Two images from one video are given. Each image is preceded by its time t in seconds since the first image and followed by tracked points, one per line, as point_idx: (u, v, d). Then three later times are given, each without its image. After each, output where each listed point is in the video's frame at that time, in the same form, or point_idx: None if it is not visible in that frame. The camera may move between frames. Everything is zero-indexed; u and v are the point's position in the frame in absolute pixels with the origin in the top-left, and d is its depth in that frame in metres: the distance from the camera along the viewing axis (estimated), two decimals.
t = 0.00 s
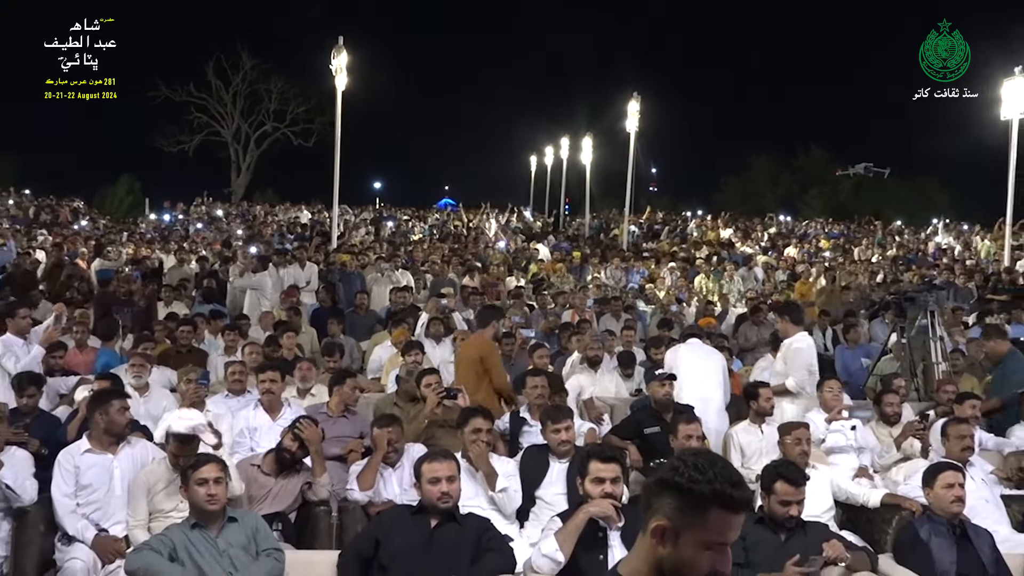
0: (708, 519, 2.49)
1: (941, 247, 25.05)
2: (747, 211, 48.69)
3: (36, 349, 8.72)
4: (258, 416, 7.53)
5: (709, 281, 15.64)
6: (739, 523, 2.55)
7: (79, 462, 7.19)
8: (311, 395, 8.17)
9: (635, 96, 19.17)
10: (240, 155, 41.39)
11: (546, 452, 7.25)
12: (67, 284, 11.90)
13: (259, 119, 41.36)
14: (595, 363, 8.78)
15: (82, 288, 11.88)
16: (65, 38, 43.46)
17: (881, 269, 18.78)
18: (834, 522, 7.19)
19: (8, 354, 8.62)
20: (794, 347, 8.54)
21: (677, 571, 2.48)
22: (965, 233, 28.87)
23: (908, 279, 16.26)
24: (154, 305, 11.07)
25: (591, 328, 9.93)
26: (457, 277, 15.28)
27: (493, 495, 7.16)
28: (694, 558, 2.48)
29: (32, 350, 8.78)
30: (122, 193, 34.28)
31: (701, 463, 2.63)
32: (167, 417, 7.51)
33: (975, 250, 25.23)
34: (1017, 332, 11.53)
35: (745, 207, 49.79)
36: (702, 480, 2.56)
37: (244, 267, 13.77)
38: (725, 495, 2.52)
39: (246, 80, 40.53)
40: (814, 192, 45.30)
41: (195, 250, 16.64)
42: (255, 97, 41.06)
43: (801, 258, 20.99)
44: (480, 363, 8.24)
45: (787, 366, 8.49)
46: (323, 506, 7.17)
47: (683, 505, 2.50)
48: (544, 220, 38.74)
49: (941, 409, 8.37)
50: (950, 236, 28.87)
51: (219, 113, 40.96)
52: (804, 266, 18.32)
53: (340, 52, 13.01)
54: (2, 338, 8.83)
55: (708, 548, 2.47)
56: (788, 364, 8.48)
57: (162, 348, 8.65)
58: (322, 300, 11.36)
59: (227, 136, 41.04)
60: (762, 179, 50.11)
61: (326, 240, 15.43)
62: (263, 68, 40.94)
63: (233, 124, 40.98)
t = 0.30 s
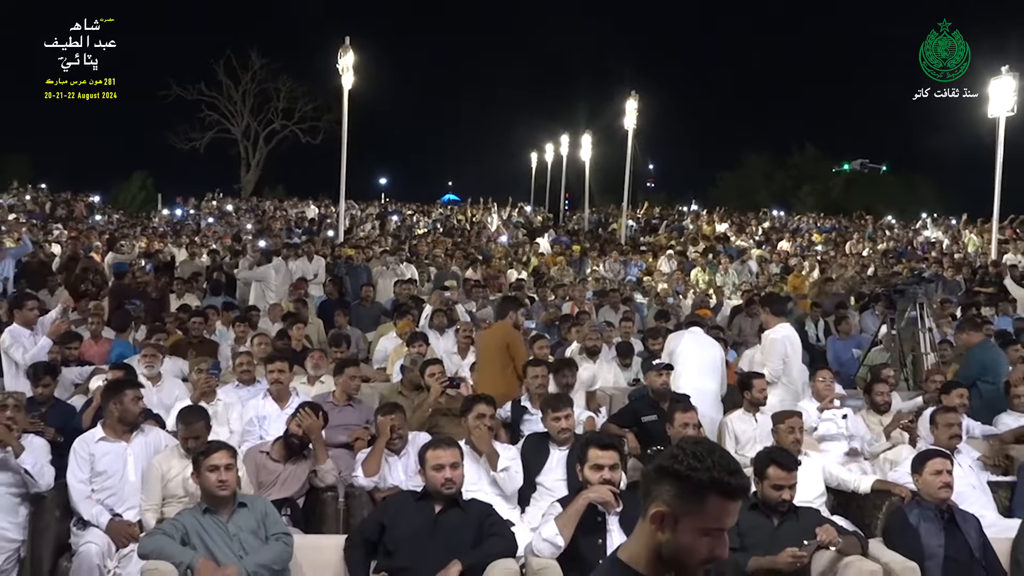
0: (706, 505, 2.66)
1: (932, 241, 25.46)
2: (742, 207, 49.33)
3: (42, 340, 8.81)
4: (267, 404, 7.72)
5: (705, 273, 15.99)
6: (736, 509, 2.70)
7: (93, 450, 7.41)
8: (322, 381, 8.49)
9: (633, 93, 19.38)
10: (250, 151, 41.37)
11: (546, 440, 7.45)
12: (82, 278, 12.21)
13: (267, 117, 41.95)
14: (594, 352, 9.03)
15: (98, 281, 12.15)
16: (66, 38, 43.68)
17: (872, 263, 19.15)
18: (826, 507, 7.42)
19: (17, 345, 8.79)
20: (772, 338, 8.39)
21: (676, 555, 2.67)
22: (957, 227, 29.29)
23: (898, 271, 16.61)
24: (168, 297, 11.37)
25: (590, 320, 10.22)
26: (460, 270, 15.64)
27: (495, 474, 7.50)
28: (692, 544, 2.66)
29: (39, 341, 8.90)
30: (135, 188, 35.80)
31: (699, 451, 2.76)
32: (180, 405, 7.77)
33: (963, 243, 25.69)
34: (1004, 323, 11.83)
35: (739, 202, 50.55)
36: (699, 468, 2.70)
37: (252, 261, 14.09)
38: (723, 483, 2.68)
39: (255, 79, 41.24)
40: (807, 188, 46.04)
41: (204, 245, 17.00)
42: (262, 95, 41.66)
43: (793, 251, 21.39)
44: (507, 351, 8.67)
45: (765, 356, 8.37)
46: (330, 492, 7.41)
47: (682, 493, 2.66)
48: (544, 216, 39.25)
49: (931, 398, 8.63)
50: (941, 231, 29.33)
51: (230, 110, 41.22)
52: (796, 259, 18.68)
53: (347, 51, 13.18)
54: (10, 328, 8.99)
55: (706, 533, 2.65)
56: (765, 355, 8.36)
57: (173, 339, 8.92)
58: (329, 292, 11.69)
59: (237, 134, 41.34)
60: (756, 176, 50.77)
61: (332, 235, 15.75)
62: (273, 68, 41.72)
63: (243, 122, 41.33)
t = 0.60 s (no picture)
0: (699, 485, 2.81)
1: (926, 231, 25.83)
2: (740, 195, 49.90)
3: (52, 323, 9.05)
4: (276, 387, 7.96)
5: (700, 259, 16.36)
6: (727, 489, 2.86)
7: (107, 430, 7.65)
8: (326, 365, 8.75)
9: (631, 85, 19.60)
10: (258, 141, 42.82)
11: (546, 420, 7.65)
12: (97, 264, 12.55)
13: (275, 107, 43.09)
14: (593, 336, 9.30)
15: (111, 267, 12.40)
16: (66, 37, 44.08)
17: (864, 251, 19.48)
18: (818, 487, 7.66)
19: (27, 328, 9.03)
20: (760, 322, 8.71)
21: (669, 535, 2.82)
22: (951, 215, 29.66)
23: (889, 259, 16.93)
24: (180, 282, 11.72)
25: (589, 305, 10.51)
26: (462, 256, 16.00)
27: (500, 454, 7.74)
28: (685, 523, 2.81)
29: (49, 324, 9.15)
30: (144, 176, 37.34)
31: (692, 434, 2.92)
32: (191, 387, 8.05)
33: (954, 231, 26.10)
34: (993, 308, 12.10)
35: (737, 191, 51.11)
36: (693, 450, 2.86)
37: (260, 248, 14.45)
38: (716, 465, 2.82)
39: (264, 70, 42.08)
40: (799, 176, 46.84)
41: (214, 233, 17.39)
42: (271, 86, 42.75)
43: (787, 239, 21.77)
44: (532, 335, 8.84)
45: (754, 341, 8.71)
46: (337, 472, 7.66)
47: (675, 474, 2.81)
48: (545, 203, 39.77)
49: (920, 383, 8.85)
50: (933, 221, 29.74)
51: (238, 101, 42.55)
52: (790, 247, 19.03)
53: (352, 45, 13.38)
54: (20, 312, 9.19)
55: (699, 513, 2.80)
56: (754, 339, 8.71)
57: (184, 324, 9.20)
58: (336, 278, 11.98)
59: (246, 123, 42.34)
60: (751, 165, 51.33)
61: (337, 222, 16.10)
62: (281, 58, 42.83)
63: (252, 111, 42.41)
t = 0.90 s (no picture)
0: (688, 470, 2.91)
1: (918, 221, 26.20)
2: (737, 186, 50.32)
3: (64, 310, 9.32)
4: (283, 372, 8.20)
5: (697, 248, 16.68)
6: (716, 474, 2.96)
7: (121, 414, 7.89)
8: (330, 352, 8.99)
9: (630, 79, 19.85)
10: (265, 133, 43.22)
11: (547, 405, 7.89)
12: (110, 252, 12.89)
13: (283, 100, 43.52)
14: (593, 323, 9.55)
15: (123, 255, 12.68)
16: (66, 37, 44.43)
17: (857, 241, 19.83)
18: (810, 469, 7.89)
19: (39, 315, 9.28)
20: (752, 307, 8.97)
21: (660, 518, 2.91)
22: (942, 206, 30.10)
23: (880, 249, 17.26)
24: (192, 270, 12.03)
25: (588, 292, 10.77)
26: (464, 244, 16.32)
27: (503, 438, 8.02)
28: (675, 507, 2.91)
29: (60, 311, 9.42)
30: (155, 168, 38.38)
31: (683, 420, 3.02)
32: (201, 372, 8.29)
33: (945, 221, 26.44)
34: (982, 295, 12.36)
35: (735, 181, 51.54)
36: (683, 436, 2.96)
37: (267, 237, 14.77)
38: (706, 450, 2.93)
39: (271, 63, 42.58)
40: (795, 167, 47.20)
41: (222, 223, 17.75)
42: (279, 80, 43.31)
43: (781, 229, 22.15)
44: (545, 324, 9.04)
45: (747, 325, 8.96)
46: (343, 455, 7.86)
47: (666, 459, 2.91)
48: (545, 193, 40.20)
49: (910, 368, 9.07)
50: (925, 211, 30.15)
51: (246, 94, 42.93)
52: (783, 236, 19.37)
53: (357, 38, 13.56)
54: (31, 299, 9.43)
55: (689, 497, 2.91)
56: (748, 324, 8.95)
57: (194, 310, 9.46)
58: (341, 266, 12.25)
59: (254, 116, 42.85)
60: (746, 156, 51.77)
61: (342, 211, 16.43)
62: (286, 53, 43.12)
63: (259, 104, 42.87)
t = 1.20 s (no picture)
0: (676, 460, 2.95)
1: (909, 216, 26.61)
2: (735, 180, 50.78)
3: (75, 301, 9.47)
4: (291, 362, 8.44)
5: (692, 242, 17.02)
6: (704, 464, 3.00)
7: (133, 402, 8.12)
8: (337, 343, 9.25)
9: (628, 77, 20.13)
10: (272, 129, 43.66)
11: (547, 393, 8.12)
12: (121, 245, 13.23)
13: (290, 96, 43.99)
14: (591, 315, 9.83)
15: (133, 248, 12.93)
16: (65, 37, 44.73)
17: (848, 234, 20.18)
18: (802, 455, 8.12)
19: (50, 306, 9.43)
20: (743, 297, 9.27)
21: (648, 506, 2.96)
22: (933, 200, 30.55)
23: (871, 242, 17.58)
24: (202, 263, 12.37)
25: (586, 284, 11.05)
26: (465, 238, 16.66)
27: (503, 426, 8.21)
28: (663, 496, 2.96)
29: (71, 302, 9.55)
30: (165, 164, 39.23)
31: (672, 410, 3.05)
32: (211, 361, 8.56)
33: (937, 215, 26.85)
34: (970, 287, 12.63)
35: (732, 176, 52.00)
36: (672, 425, 3.00)
37: (274, 230, 15.11)
38: (695, 440, 2.97)
39: (279, 60, 43.11)
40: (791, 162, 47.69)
41: (229, 217, 18.13)
42: (285, 77, 43.83)
43: (773, 222, 22.48)
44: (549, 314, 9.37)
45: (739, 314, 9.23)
46: (348, 442, 8.10)
47: (655, 449, 2.95)
48: (544, 187, 40.66)
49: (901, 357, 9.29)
50: (916, 206, 30.59)
51: (255, 91, 43.25)
52: (776, 229, 19.70)
53: (362, 36, 13.77)
54: (42, 290, 9.60)
55: (676, 487, 2.96)
56: (741, 312, 9.23)
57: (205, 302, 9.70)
58: (347, 258, 12.56)
59: (262, 112, 43.26)
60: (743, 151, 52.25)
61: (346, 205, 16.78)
62: (293, 51, 43.71)
63: (267, 102, 43.23)
